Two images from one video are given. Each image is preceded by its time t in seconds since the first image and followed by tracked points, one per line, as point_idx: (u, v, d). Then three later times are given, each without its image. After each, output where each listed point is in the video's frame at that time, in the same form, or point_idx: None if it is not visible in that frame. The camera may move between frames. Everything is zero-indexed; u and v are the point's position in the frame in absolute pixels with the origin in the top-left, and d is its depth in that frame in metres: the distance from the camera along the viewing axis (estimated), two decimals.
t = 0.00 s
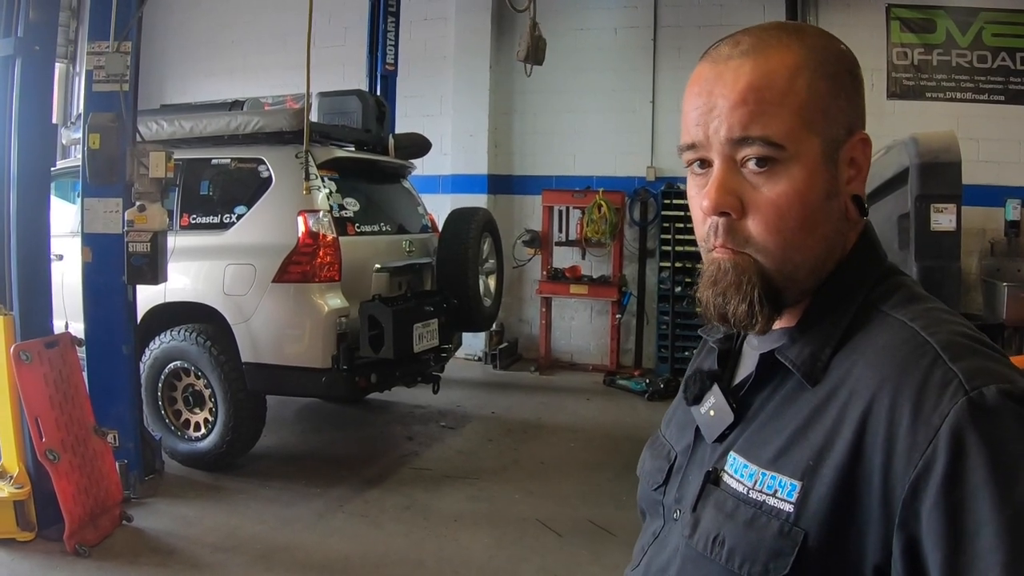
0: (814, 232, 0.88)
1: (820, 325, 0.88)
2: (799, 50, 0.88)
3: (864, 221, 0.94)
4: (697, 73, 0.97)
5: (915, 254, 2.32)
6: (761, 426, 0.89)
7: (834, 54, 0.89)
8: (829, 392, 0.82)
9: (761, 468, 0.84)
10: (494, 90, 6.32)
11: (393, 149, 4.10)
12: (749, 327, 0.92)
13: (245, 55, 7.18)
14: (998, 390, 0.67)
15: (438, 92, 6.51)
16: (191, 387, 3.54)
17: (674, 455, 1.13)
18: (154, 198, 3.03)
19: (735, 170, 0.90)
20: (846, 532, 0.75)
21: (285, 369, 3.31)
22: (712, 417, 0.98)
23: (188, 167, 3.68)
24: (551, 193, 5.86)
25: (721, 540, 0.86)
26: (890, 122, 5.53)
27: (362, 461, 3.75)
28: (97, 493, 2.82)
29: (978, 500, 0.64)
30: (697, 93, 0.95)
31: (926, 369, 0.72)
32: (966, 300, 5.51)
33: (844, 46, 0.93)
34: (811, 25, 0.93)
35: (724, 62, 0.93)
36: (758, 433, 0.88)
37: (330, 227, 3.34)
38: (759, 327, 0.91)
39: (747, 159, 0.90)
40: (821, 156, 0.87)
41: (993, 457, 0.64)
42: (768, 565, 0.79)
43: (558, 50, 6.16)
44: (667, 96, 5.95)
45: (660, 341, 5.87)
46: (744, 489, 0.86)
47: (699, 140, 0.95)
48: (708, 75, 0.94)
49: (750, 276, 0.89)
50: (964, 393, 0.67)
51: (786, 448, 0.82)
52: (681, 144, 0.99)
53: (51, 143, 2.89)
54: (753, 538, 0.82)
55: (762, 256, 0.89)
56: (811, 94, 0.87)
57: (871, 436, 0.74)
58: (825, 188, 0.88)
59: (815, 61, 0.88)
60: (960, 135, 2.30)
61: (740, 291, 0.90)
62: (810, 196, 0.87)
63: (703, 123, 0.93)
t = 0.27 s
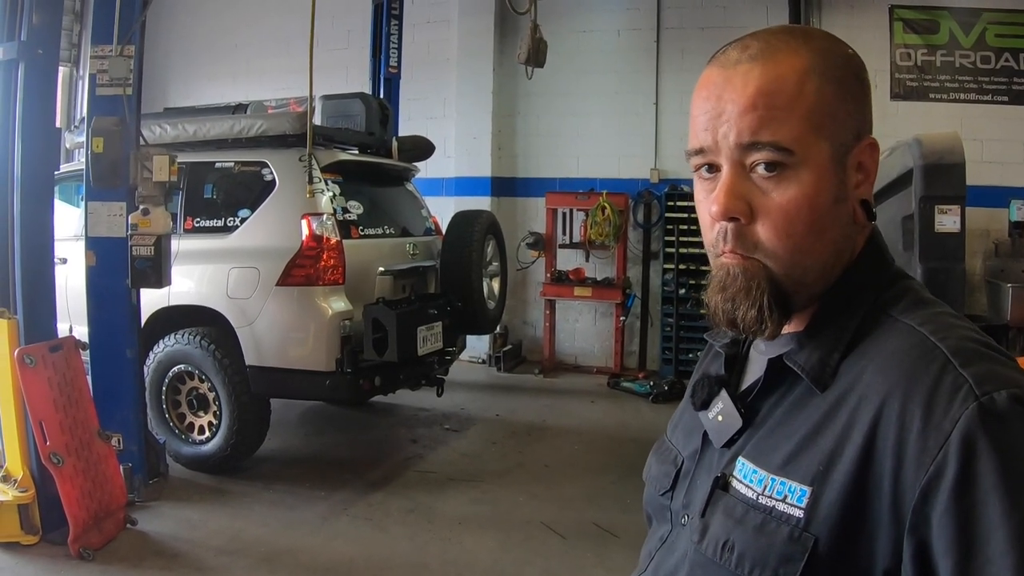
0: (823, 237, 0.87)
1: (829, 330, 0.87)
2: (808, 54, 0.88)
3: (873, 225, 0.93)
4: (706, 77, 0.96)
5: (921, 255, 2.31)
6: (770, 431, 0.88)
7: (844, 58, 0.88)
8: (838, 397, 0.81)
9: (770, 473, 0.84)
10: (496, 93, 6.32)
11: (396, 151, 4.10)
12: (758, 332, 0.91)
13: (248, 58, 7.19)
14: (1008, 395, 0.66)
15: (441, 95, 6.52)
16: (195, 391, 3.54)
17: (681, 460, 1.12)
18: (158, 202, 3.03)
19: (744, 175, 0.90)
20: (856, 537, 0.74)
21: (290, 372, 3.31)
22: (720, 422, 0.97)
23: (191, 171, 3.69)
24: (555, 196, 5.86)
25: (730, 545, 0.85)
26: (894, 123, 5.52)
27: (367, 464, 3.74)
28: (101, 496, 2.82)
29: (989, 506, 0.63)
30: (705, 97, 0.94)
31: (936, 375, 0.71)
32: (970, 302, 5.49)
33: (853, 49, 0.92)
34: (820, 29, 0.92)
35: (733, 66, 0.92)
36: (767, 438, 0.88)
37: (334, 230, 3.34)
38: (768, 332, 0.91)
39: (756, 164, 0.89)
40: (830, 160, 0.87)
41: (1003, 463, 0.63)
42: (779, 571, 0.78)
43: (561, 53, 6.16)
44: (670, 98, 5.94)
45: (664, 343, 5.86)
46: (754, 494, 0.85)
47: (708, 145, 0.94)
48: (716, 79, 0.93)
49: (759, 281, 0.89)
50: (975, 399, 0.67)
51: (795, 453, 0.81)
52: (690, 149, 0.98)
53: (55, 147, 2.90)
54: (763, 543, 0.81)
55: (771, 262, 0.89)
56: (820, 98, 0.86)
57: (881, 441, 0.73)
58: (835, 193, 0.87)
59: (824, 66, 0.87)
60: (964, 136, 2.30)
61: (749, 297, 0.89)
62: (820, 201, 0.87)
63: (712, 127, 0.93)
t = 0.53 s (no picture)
0: (821, 241, 0.87)
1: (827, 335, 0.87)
2: (806, 58, 0.88)
3: (872, 229, 0.93)
4: (704, 81, 0.96)
5: (920, 257, 2.31)
6: (768, 436, 0.87)
7: (841, 62, 0.88)
8: (837, 402, 0.81)
9: (769, 478, 0.83)
10: (496, 96, 6.33)
11: (396, 155, 4.11)
12: (756, 337, 0.91)
13: (249, 62, 7.20)
14: (1006, 400, 0.66)
15: (441, 98, 6.53)
16: (195, 394, 3.54)
17: (680, 465, 1.12)
18: (157, 205, 3.03)
19: (741, 179, 0.90)
20: (855, 542, 0.74)
21: (290, 375, 3.31)
22: (718, 427, 0.97)
23: (191, 174, 3.69)
24: (555, 198, 5.87)
25: (729, 550, 0.85)
26: (894, 125, 5.52)
27: (366, 467, 3.74)
28: (100, 499, 2.82)
29: (987, 512, 0.63)
30: (703, 101, 0.94)
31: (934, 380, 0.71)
32: (971, 304, 5.49)
33: (850, 52, 0.93)
34: (817, 33, 0.92)
35: (730, 71, 0.92)
36: (765, 442, 0.87)
37: (334, 233, 3.34)
38: (765, 337, 0.91)
39: (753, 168, 0.89)
40: (827, 164, 0.87)
41: (1001, 469, 0.63)
42: None
43: (561, 55, 6.17)
44: (670, 100, 5.95)
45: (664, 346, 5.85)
46: (752, 499, 0.85)
47: (705, 149, 0.94)
48: (714, 83, 0.93)
49: (757, 286, 0.89)
50: (973, 404, 0.67)
51: (794, 458, 0.81)
52: (687, 153, 0.98)
53: (54, 150, 2.90)
54: (761, 549, 0.81)
55: (768, 266, 0.89)
56: (818, 102, 0.86)
57: (879, 447, 0.72)
58: (833, 197, 0.87)
59: (821, 70, 0.87)
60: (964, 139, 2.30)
61: (746, 301, 0.89)
62: (817, 206, 0.87)
63: (710, 131, 0.93)
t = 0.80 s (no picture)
0: (810, 239, 0.89)
1: (816, 333, 0.89)
2: (795, 56, 0.89)
3: (861, 227, 0.94)
4: (693, 79, 0.98)
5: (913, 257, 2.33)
6: (758, 433, 0.89)
7: (830, 60, 0.89)
8: (826, 399, 0.82)
9: (758, 475, 0.85)
10: (490, 96, 6.33)
11: (390, 154, 4.11)
12: (745, 334, 0.93)
13: (243, 61, 7.18)
14: (993, 398, 0.67)
15: (435, 97, 6.52)
16: (188, 393, 3.53)
17: (672, 463, 1.13)
18: (150, 204, 3.03)
19: (730, 177, 0.91)
20: (844, 539, 0.75)
21: (283, 374, 3.31)
22: (709, 424, 0.98)
23: (184, 173, 3.68)
24: (548, 198, 5.89)
25: (718, 547, 0.86)
26: (887, 125, 5.56)
27: (360, 467, 3.74)
28: (94, 499, 2.80)
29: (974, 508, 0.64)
30: (693, 99, 0.96)
31: (922, 377, 0.73)
32: (964, 303, 5.53)
33: (840, 51, 0.94)
34: (806, 31, 0.93)
35: (719, 69, 0.93)
36: (755, 440, 0.89)
37: (327, 232, 3.34)
38: (755, 334, 0.92)
39: (742, 166, 0.90)
40: (816, 162, 0.88)
41: (987, 466, 0.64)
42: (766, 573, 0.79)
43: (556, 55, 6.17)
44: (664, 100, 5.97)
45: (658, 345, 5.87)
46: (742, 496, 0.86)
47: (694, 147, 0.95)
48: (703, 81, 0.95)
49: (746, 283, 0.90)
50: (960, 401, 0.68)
51: (783, 455, 0.83)
52: (677, 151, 0.99)
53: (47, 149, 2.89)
54: (750, 545, 0.82)
55: (757, 264, 0.90)
56: (806, 101, 0.88)
57: (867, 443, 0.74)
58: (821, 195, 0.89)
59: (810, 68, 0.88)
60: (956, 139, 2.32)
61: (735, 299, 0.90)
62: (806, 204, 0.88)
63: (699, 129, 0.94)
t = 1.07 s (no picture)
0: (801, 238, 0.91)
1: (807, 331, 0.91)
2: (787, 55, 0.91)
3: (853, 225, 0.96)
4: (686, 77, 0.99)
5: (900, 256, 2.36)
6: (751, 431, 0.91)
7: (822, 59, 0.91)
8: (818, 398, 0.84)
9: (749, 474, 0.87)
10: (480, 92, 6.33)
11: (378, 150, 4.12)
12: (737, 332, 0.95)
13: (230, 56, 7.14)
14: (984, 397, 0.69)
15: (425, 93, 6.51)
16: (175, 391, 3.51)
17: (664, 461, 1.15)
18: (138, 200, 3.01)
19: (723, 175, 0.93)
20: (835, 536, 0.77)
21: (272, 371, 3.30)
22: (701, 423, 1.00)
23: (172, 169, 3.66)
24: (537, 195, 5.90)
25: (709, 545, 0.89)
26: (875, 124, 5.62)
27: (349, 465, 3.74)
28: (80, 497, 2.79)
29: (964, 506, 0.65)
30: (686, 98, 0.97)
31: (913, 377, 0.75)
32: (950, 301, 5.59)
33: (832, 50, 0.96)
34: (798, 30, 0.95)
35: (712, 68, 0.95)
36: (747, 439, 0.91)
37: (314, 229, 3.33)
38: (747, 331, 0.94)
39: (735, 164, 0.92)
40: (808, 161, 0.90)
41: (978, 464, 0.66)
42: (757, 570, 0.81)
43: (547, 51, 6.18)
44: (654, 98, 6.00)
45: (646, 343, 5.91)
46: (733, 494, 0.88)
47: (687, 145, 0.97)
48: (697, 79, 0.96)
49: (738, 281, 0.92)
50: (951, 400, 0.70)
51: (775, 454, 0.85)
52: (670, 149, 1.01)
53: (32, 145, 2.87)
54: (741, 543, 0.84)
55: (749, 261, 0.92)
56: (798, 99, 0.90)
57: (859, 442, 0.76)
58: (813, 194, 0.91)
59: (802, 67, 0.90)
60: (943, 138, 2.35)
61: (727, 296, 0.92)
62: (798, 202, 0.90)
63: (692, 128, 0.96)
